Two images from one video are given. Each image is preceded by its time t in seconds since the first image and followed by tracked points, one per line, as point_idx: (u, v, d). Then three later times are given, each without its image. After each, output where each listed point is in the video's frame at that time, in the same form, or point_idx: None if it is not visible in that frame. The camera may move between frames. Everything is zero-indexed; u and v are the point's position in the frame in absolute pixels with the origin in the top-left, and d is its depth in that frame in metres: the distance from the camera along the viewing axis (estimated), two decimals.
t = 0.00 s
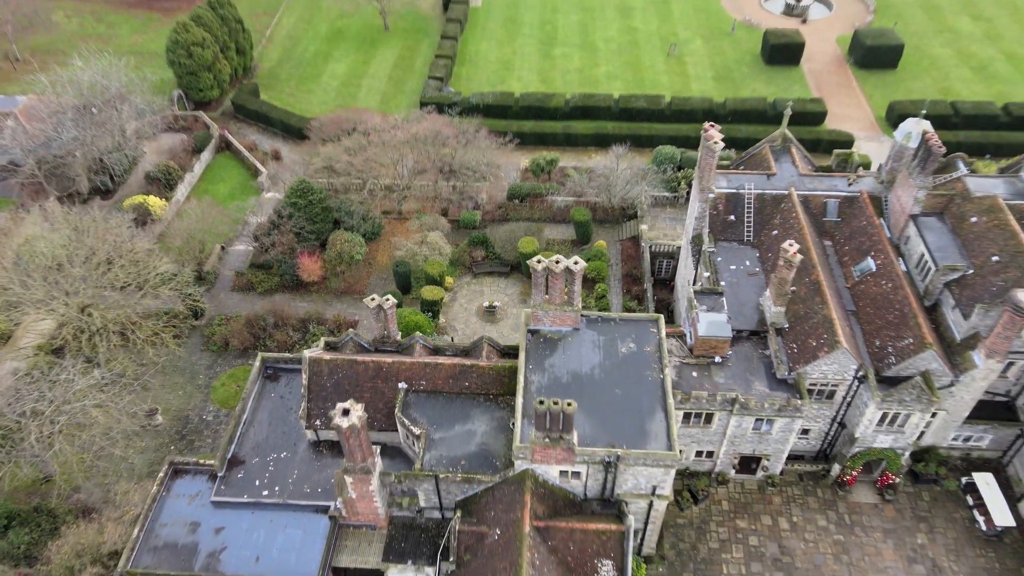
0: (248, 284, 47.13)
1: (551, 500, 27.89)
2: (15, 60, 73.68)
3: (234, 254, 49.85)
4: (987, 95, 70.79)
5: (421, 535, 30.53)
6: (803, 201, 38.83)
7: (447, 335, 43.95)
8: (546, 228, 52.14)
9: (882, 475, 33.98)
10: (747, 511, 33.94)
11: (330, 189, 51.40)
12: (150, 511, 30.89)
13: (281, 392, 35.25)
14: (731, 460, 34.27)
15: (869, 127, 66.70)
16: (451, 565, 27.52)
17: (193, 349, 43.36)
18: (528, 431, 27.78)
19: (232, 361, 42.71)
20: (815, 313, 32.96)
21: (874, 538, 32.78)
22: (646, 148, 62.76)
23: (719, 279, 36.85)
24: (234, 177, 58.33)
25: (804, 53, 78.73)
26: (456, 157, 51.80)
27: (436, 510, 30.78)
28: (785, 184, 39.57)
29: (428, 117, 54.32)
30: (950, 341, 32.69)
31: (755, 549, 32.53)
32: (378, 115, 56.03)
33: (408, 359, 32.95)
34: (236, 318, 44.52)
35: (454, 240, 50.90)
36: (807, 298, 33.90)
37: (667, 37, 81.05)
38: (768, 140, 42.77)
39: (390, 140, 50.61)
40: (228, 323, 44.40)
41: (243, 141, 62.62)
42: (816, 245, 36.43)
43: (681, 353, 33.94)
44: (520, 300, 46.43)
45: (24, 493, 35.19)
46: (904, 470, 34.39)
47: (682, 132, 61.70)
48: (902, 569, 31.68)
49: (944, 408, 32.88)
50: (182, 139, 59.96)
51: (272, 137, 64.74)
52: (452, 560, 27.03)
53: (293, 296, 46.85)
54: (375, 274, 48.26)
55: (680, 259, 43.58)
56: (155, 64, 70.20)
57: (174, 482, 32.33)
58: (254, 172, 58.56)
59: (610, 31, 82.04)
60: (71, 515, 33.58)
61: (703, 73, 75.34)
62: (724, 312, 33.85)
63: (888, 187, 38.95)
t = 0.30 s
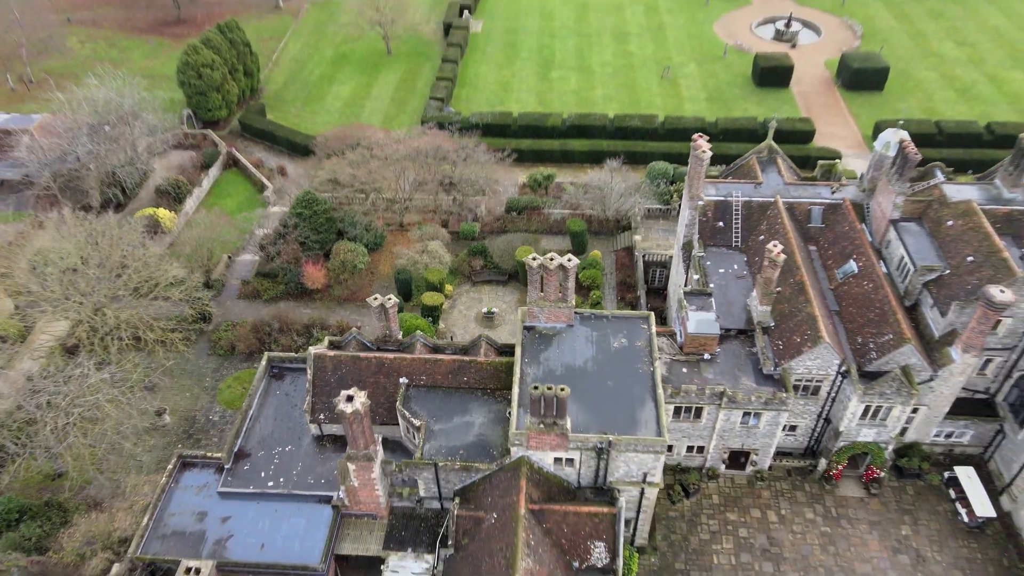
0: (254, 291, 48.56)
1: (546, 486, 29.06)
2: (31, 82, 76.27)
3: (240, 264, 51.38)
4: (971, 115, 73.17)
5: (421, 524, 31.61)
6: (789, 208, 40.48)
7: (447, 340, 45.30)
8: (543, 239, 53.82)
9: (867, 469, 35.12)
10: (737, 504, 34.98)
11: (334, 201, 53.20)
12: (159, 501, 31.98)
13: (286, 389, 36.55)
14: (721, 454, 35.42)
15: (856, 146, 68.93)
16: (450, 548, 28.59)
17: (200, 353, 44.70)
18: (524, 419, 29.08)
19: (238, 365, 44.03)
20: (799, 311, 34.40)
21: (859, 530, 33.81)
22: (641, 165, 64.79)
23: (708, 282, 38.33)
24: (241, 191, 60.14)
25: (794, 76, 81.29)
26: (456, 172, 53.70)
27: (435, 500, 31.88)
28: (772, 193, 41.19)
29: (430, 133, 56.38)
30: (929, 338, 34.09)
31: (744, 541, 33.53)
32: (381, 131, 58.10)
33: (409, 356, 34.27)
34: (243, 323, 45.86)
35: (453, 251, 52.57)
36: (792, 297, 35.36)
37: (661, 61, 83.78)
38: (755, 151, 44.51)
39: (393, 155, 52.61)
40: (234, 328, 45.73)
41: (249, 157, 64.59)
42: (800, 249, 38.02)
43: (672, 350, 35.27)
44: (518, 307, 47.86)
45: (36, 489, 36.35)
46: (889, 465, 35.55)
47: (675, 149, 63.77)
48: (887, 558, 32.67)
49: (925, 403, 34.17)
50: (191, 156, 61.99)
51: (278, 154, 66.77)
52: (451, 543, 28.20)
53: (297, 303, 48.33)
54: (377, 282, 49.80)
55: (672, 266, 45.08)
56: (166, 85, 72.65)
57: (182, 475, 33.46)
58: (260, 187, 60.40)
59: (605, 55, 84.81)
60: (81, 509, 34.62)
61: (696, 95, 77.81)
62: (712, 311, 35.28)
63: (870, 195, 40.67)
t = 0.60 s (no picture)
0: (259, 301, 50.08)
1: (541, 476, 30.29)
2: (44, 105, 78.81)
3: (246, 275, 52.96)
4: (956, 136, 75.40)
5: (421, 516, 32.81)
6: (775, 217, 42.18)
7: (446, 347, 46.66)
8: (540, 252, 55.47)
9: (852, 466, 36.30)
10: (727, 500, 36.08)
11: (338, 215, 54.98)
12: (168, 493, 33.14)
13: (291, 389, 37.90)
14: (711, 452, 36.63)
15: (844, 165, 71.10)
16: (449, 536, 29.74)
17: (207, 359, 46.06)
18: (520, 411, 30.41)
19: (244, 370, 45.36)
20: (784, 312, 35.88)
21: (846, 524, 34.87)
22: (635, 182, 66.78)
23: (697, 286, 39.87)
24: (247, 207, 62.00)
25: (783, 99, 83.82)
26: (456, 187, 55.57)
27: (434, 494, 33.04)
28: (758, 203, 42.90)
29: (430, 150, 58.39)
30: (910, 338, 35.51)
31: (734, 534, 34.58)
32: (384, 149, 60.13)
33: (410, 355, 35.67)
34: (248, 331, 47.20)
35: (453, 262, 54.19)
36: (777, 299, 36.87)
37: (655, 85, 86.50)
38: (743, 164, 46.33)
39: (395, 170, 54.55)
40: (239, 335, 47.09)
41: (255, 175, 66.60)
42: (786, 255, 39.66)
43: (663, 351, 36.67)
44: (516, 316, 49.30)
45: (47, 487, 37.51)
46: (873, 462, 36.75)
47: (669, 167, 65.80)
48: (872, 551, 33.69)
49: (907, 401, 35.51)
50: (199, 174, 64.05)
51: (283, 172, 68.80)
52: (450, 530, 29.37)
53: (301, 312, 49.82)
54: (379, 292, 51.32)
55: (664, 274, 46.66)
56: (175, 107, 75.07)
57: (190, 470, 34.63)
58: (265, 203, 62.28)
59: (601, 80, 87.56)
60: (91, 505, 35.71)
61: (689, 117, 80.27)
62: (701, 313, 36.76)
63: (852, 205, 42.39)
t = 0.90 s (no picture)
0: (266, 312, 51.84)
1: (536, 467, 31.74)
2: (59, 131, 81.64)
3: (253, 289, 54.79)
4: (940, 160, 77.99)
5: (421, 510, 34.16)
6: (760, 229, 44.13)
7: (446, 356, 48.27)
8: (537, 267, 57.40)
9: (837, 464, 37.73)
10: (716, 497, 37.38)
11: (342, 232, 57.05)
12: (178, 488, 34.51)
13: (296, 392, 39.47)
14: (700, 451, 38.05)
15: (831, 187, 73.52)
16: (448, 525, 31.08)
17: (215, 367, 47.63)
18: (516, 405, 31.99)
19: (250, 378, 46.91)
20: (769, 316, 37.61)
21: (831, 520, 36.14)
22: (630, 203, 69.06)
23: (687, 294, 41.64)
24: (254, 226, 64.13)
25: (773, 125, 86.71)
26: (456, 206, 57.76)
27: (434, 488, 34.40)
28: (744, 215, 44.86)
29: (431, 171, 60.71)
30: (889, 340, 37.19)
31: (723, 529, 35.83)
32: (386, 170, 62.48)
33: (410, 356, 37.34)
34: (255, 341, 48.78)
35: (453, 277, 56.07)
36: (762, 304, 38.64)
37: (649, 112, 89.59)
38: (729, 180, 48.45)
39: (397, 190, 56.77)
40: (246, 345, 48.69)
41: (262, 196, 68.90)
42: (770, 264, 41.56)
43: (653, 353, 38.30)
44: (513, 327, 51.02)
45: (59, 487, 38.76)
46: (857, 461, 38.16)
47: (662, 188, 68.13)
48: (856, 545, 34.94)
49: (887, 401, 37.08)
50: (208, 194, 66.33)
51: (289, 193, 71.12)
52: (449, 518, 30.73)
53: (306, 323, 51.53)
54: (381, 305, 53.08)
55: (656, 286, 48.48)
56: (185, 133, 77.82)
57: (199, 467, 36.01)
58: (272, 222, 64.45)
59: (596, 108, 90.68)
60: (102, 503, 36.96)
61: (681, 143, 83.07)
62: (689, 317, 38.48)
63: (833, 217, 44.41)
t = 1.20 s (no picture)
0: (271, 323, 53.38)
1: (531, 463, 33.05)
2: (70, 153, 84.01)
3: (259, 302, 56.41)
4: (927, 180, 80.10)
5: (421, 507, 35.35)
6: (749, 240, 45.85)
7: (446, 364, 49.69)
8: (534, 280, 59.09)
9: (824, 464, 38.99)
10: (706, 497, 38.55)
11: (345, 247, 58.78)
12: (186, 486, 35.78)
13: (301, 395, 40.87)
14: (691, 452, 39.31)
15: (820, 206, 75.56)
16: (447, 518, 32.25)
17: (221, 376, 49.04)
18: (512, 403, 33.40)
19: (255, 386, 48.27)
20: (756, 321, 39.12)
21: (818, 518, 37.28)
22: (625, 220, 70.99)
23: (677, 301, 43.18)
24: (259, 242, 65.96)
25: (764, 148, 89.14)
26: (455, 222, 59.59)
27: (433, 485, 35.62)
28: (733, 227, 46.61)
29: (432, 188, 62.66)
30: (871, 344, 38.66)
31: (714, 527, 36.95)
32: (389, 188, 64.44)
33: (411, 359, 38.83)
34: (260, 350, 50.18)
35: (452, 290, 57.66)
36: (749, 310, 40.20)
37: (644, 135, 92.13)
38: (719, 195, 50.34)
39: (399, 206, 58.62)
40: (251, 354, 50.05)
41: (267, 214, 70.82)
42: (757, 273, 43.19)
43: (645, 356, 39.73)
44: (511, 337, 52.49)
45: (69, 489, 39.92)
46: (843, 462, 39.42)
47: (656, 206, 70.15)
48: (843, 542, 36.06)
49: (871, 403, 38.43)
50: (216, 212, 68.29)
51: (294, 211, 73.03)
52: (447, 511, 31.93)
53: (309, 333, 53.00)
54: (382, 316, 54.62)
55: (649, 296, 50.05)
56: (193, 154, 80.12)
57: (206, 466, 37.21)
58: (277, 238, 66.29)
59: (593, 131, 93.23)
60: (111, 502, 38.13)
61: (675, 164, 85.39)
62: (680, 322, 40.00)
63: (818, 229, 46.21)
